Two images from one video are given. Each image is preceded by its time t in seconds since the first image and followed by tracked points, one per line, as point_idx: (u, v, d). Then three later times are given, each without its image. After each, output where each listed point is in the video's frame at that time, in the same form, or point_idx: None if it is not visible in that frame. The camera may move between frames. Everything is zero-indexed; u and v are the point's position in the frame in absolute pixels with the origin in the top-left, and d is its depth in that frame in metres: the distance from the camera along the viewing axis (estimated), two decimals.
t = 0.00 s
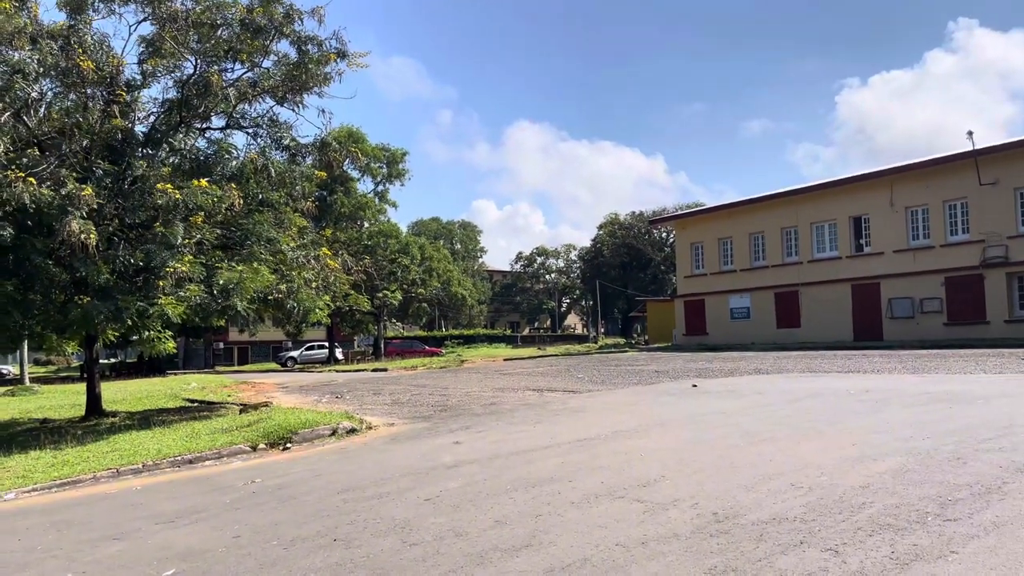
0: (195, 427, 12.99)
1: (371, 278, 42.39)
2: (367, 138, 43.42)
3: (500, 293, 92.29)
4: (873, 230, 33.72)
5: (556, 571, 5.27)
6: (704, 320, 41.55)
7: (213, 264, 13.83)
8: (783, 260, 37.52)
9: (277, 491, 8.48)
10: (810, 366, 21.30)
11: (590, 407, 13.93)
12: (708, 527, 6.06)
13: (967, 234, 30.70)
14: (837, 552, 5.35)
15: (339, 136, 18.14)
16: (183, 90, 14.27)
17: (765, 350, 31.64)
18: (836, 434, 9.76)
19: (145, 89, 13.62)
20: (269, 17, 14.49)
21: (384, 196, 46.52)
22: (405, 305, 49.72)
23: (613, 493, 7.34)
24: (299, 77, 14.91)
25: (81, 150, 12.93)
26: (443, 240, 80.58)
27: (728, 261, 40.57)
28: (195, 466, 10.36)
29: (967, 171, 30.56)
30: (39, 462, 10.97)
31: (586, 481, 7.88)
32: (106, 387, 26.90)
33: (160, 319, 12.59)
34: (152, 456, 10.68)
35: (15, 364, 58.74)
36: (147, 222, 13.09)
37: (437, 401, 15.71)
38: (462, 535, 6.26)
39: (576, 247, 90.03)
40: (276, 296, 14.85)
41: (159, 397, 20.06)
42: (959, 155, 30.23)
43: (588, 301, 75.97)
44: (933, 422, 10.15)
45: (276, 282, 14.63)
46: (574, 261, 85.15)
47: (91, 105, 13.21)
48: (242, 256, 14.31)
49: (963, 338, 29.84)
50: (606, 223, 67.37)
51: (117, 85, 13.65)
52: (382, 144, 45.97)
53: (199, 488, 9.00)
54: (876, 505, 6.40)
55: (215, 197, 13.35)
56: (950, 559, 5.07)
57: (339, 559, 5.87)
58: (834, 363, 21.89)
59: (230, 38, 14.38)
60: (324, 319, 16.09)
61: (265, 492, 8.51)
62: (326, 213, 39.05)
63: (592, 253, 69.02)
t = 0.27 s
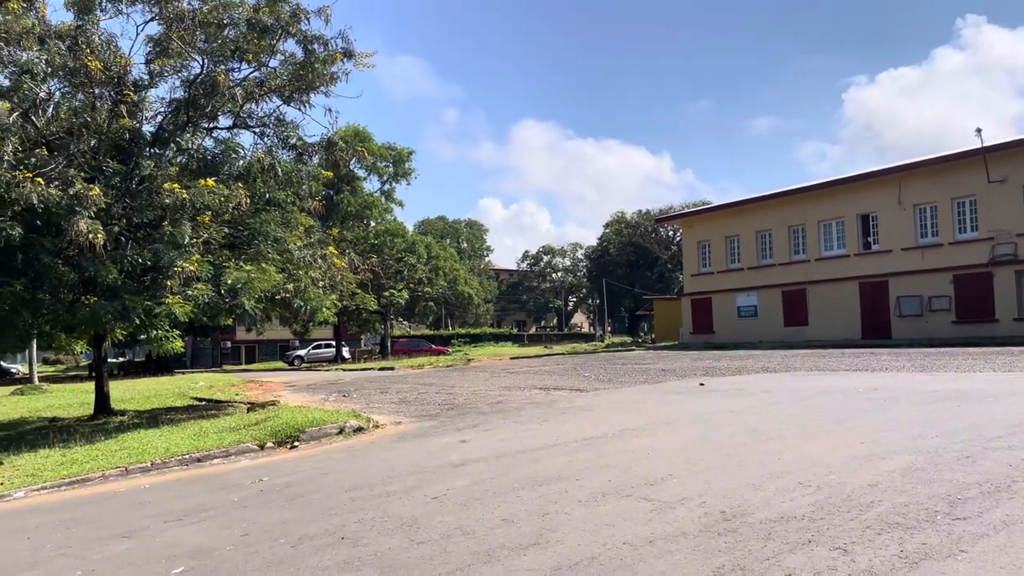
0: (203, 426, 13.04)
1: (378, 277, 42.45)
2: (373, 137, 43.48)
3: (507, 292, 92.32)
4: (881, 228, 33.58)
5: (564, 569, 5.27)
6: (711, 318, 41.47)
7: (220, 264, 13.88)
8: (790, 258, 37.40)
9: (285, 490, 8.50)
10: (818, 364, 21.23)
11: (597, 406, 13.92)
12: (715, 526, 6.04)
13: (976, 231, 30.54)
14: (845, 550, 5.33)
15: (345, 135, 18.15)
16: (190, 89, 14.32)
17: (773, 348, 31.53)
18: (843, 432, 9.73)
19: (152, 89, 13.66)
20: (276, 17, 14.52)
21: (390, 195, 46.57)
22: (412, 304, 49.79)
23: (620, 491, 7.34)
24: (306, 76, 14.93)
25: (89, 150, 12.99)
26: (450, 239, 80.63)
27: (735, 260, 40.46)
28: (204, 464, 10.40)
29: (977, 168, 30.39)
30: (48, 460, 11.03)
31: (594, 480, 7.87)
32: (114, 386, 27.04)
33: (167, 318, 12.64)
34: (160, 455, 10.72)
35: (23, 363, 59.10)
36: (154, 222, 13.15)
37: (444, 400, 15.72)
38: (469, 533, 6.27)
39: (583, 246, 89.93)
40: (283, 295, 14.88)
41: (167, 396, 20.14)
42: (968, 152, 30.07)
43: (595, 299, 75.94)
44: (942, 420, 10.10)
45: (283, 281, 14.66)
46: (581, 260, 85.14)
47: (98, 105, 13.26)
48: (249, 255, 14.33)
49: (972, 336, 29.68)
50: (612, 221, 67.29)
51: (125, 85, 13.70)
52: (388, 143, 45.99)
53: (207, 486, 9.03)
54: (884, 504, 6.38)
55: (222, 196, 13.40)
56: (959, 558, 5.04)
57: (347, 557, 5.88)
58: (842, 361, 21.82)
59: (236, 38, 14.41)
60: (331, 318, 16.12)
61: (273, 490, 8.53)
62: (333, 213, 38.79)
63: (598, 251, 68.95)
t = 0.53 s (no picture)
0: (214, 423, 13.11)
1: (388, 275, 42.56)
2: (383, 135, 43.58)
3: (516, 290, 92.32)
4: (893, 225, 33.36)
5: (574, 567, 5.27)
6: (720, 316, 41.34)
7: (230, 262, 13.93)
8: (800, 256, 37.22)
9: (296, 487, 8.53)
10: (829, 362, 21.11)
11: (607, 404, 13.90)
12: (726, 524, 6.02)
13: (988, 229, 30.31)
14: (857, 549, 5.30)
15: (355, 134, 18.19)
16: (201, 89, 14.38)
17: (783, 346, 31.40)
18: (855, 430, 9.68)
19: (163, 88, 13.73)
20: (285, 15, 14.56)
21: (400, 193, 46.67)
22: (421, 302, 49.91)
23: (630, 489, 7.33)
24: (315, 75, 14.97)
25: (100, 149, 13.08)
26: (459, 237, 80.73)
27: (745, 257, 40.31)
28: (215, 461, 10.45)
29: (989, 165, 30.14)
30: (61, 458, 11.12)
31: (604, 478, 7.86)
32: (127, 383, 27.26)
33: (178, 316, 12.70)
34: (172, 452, 10.78)
35: (36, 361, 59.59)
36: (165, 221, 13.23)
37: (454, 398, 15.75)
38: (479, 531, 6.27)
39: (592, 244, 89.80)
40: (293, 294, 14.93)
41: (179, 394, 20.27)
42: (981, 148, 29.82)
43: (604, 297, 75.84)
44: (955, 418, 10.03)
45: (293, 280, 14.70)
46: (590, 258, 85.06)
47: (110, 104, 13.33)
48: (259, 254, 14.37)
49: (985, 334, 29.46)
50: (621, 219, 67.17)
51: (136, 84, 13.77)
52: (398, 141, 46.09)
53: (218, 484, 9.08)
54: (896, 502, 6.34)
55: (232, 195, 13.44)
56: (972, 557, 5.01)
57: (358, 554, 5.90)
58: (853, 359, 21.70)
59: (247, 37, 14.45)
60: (341, 316, 16.16)
61: (283, 488, 8.56)
62: (342, 211, 39.39)
63: (607, 249, 68.85)
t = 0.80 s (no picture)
0: (227, 420, 13.19)
1: (399, 273, 42.64)
2: (394, 133, 43.65)
3: (527, 288, 92.32)
4: (906, 222, 33.10)
5: (586, 564, 5.28)
6: (732, 314, 41.17)
7: (243, 260, 13.99)
8: (813, 254, 37.01)
9: (308, 483, 8.57)
10: (841, 360, 20.99)
11: (618, 401, 13.89)
12: (739, 522, 6.00)
13: (1003, 226, 30.02)
14: (870, 547, 5.27)
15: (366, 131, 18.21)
16: (213, 87, 14.44)
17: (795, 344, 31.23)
18: (869, 429, 9.63)
19: (176, 87, 13.80)
20: (297, 13, 14.62)
21: (411, 191, 46.72)
22: (432, 300, 50.01)
23: (642, 487, 7.32)
24: (327, 73, 15.02)
25: (114, 147, 13.17)
26: (469, 235, 80.79)
27: (757, 255, 40.11)
28: (228, 458, 10.52)
29: (1004, 162, 29.84)
30: (76, 454, 11.23)
31: (615, 475, 7.85)
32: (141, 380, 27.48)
33: (191, 313, 12.78)
34: (186, 448, 10.86)
35: (51, 358, 60.22)
36: (178, 218, 13.33)
37: (465, 395, 15.77)
38: (491, 527, 6.29)
39: (603, 241, 89.63)
40: (305, 292, 14.98)
41: (192, 391, 20.42)
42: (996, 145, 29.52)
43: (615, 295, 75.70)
44: (969, 416, 9.95)
45: (305, 278, 14.75)
46: (601, 255, 84.90)
47: (123, 103, 13.39)
48: (271, 251, 14.41)
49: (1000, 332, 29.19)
50: (633, 216, 67.02)
51: (149, 83, 13.84)
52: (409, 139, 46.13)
53: (232, 480, 9.13)
54: (910, 500, 6.30)
55: (244, 192, 13.50)
56: (988, 555, 4.97)
57: (370, 550, 5.93)
58: (866, 357, 21.56)
59: (259, 36, 14.52)
60: (353, 314, 16.20)
61: (296, 484, 8.61)
62: (354, 209, 39.42)
63: (618, 247, 68.73)
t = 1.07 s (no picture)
0: (242, 416, 13.29)
1: (412, 270, 42.73)
2: (406, 131, 43.75)
3: (539, 285, 92.23)
4: (922, 219, 32.80)
5: (600, 561, 5.27)
6: (746, 311, 40.97)
7: (257, 257, 14.07)
8: (827, 251, 36.76)
9: (323, 479, 8.61)
10: (856, 358, 20.85)
11: (631, 399, 13.87)
12: (753, 520, 5.98)
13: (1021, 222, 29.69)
14: (886, 546, 5.24)
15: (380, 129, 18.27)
16: (228, 85, 14.53)
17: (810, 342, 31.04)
18: (884, 427, 9.56)
19: (191, 85, 13.89)
20: (311, 11, 14.69)
21: (423, 188, 46.78)
22: (445, 297, 50.12)
23: (655, 484, 7.31)
24: (341, 71, 15.08)
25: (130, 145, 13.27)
26: (482, 232, 80.93)
27: (771, 252, 39.88)
28: (243, 454, 10.59)
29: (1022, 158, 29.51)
30: (94, 449, 11.34)
31: (629, 473, 7.84)
32: (157, 376, 27.75)
33: (206, 309, 12.86)
34: (201, 444, 10.94)
35: (68, 355, 60.86)
36: (194, 216, 13.45)
37: (477, 392, 15.79)
38: (505, 524, 6.29)
39: (615, 239, 89.42)
40: (319, 289, 15.03)
41: (207, 387, 20.57)
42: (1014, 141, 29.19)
43: (628, 292, 75.50)
44: (987, 415, 9.86)
45: (319, 275, 14.80)
46: (613, 253, 84.73)
47: (139, 101, 13.48)
48: (285, 248, 14.48)
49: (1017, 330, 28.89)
50: (646, 213, 66.83)
51: (165, 81, 13.94)
52: (421, 136, 46.20)
53: (247, 476, 9.20)
54: (927, 499, 6.24)
55: (258, 190, 13.58)
56: (1005, 554, 4.93)
57: (385, 546, 5.95)
58: (882, 355, 21.41)
59: (273, 34, 14.60)
60: (366, 311, 16.26)
61: (310, 480, 8.66)
62: (369, 205, 40.05)
63: (631, 244, 68.57)
